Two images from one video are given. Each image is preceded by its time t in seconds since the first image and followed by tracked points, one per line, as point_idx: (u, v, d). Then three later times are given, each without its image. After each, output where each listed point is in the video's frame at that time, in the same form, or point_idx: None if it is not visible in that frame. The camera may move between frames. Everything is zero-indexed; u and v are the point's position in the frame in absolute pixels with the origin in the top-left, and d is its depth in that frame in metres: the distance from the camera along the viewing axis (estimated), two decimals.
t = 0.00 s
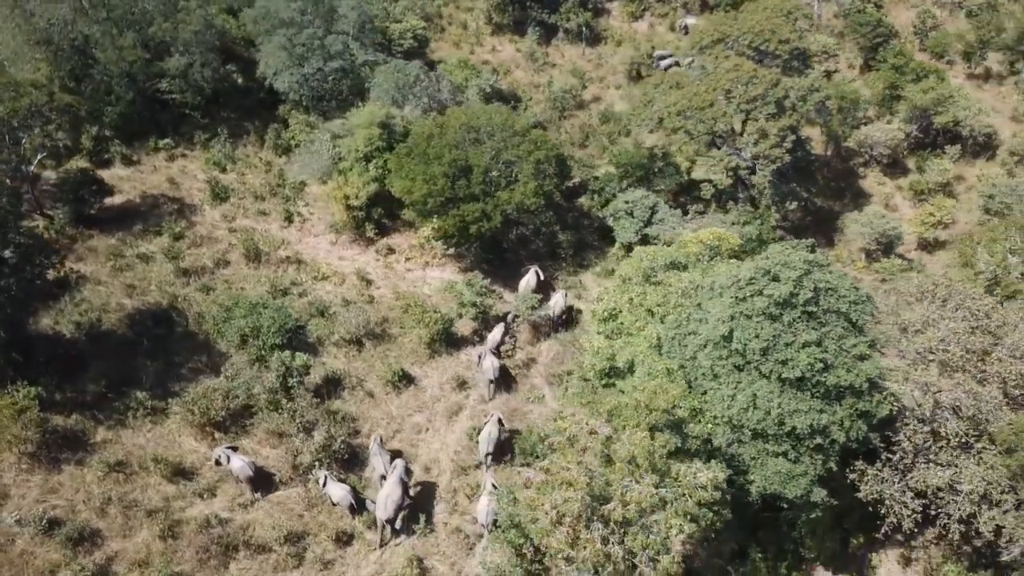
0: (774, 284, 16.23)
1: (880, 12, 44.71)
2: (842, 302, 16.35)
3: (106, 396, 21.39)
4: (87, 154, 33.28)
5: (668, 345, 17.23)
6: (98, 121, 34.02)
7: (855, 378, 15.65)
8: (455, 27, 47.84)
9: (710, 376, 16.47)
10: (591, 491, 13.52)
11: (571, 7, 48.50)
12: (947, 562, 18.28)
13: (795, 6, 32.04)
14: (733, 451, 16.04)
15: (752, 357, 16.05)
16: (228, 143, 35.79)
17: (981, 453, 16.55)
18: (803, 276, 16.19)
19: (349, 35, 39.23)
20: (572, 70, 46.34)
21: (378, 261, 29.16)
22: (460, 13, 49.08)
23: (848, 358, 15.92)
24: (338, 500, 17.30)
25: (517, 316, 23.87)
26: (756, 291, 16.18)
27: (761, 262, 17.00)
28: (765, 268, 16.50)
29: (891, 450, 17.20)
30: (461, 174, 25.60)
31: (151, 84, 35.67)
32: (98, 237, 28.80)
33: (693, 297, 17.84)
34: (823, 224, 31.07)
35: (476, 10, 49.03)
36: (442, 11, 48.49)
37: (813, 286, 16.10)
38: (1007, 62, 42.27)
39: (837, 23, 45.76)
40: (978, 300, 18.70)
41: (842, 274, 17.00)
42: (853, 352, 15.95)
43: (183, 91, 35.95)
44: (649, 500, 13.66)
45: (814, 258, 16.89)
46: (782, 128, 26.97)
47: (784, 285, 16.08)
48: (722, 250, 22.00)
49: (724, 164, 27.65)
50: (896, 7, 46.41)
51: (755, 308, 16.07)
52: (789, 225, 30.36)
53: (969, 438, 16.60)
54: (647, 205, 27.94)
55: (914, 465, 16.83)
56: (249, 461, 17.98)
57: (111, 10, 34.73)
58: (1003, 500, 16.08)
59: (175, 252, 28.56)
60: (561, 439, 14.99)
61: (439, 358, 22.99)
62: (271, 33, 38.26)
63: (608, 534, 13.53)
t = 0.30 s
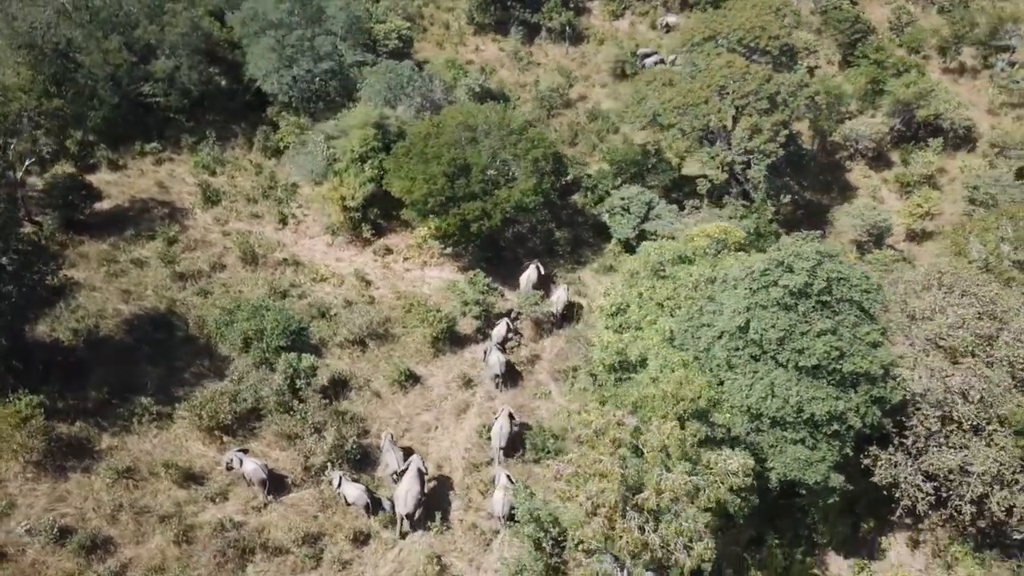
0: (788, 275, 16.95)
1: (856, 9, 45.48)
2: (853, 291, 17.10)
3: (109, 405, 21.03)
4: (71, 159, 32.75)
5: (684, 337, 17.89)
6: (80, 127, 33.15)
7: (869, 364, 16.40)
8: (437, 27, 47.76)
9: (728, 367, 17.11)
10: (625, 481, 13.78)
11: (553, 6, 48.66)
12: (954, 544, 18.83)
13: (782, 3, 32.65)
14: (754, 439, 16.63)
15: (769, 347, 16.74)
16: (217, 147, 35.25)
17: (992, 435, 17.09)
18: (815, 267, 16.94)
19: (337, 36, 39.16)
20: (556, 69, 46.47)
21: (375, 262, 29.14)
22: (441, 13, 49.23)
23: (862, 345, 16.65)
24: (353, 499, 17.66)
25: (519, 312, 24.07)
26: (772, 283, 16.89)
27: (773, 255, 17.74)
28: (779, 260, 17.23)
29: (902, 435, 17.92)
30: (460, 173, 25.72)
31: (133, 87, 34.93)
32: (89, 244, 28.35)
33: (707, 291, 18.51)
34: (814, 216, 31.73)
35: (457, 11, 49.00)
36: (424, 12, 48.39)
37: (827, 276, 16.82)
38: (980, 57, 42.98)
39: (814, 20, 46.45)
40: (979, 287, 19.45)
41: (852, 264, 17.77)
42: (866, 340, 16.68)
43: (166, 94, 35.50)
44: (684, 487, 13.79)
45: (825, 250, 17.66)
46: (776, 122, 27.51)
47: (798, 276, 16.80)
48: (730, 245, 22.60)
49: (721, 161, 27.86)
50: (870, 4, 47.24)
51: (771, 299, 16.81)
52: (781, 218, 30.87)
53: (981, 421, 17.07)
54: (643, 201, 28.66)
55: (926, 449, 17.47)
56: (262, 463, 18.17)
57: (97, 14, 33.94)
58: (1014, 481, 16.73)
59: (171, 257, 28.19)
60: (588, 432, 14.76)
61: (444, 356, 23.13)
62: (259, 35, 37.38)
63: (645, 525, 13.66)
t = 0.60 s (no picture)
0: (806, 265, 17.49)
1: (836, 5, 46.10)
2: (868, 279, 17.70)
3: (115, 411, 20.84)
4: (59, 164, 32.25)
5: (705, 328, 18.47)
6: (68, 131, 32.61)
7: (886, 350, 17.04)
8: (421, 27, 47.57)
9: (748, 356, 17.69)
10: (662, 469, 13.86)
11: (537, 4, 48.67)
12: (963, 524, 19.48)
13: None
14: (776, 426, 17.18)
15: (789, 335, 17.31)
16: (209, 150, 34.83)
17: (1007, 416, 17.63)
18: (833, 257, 17.50)
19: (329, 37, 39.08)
20: (543, 67, 46.49)
21: (377, 261, 29.14)
22: (424, 13, 48.86)
23: (878, 331, 17.28)
24: (374, 498, 17.79)
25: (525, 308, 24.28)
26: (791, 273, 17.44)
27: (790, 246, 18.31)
28: (796, 250, 17.70)
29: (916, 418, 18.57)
30: (463, 171, 25.88)
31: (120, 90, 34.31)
32: (85, 249, 27.90)
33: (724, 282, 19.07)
34: (807, 210, 32.97)
35: (440, 11, 48.80)
36: (407, 12, 48.21)
37: (845, 265, 17.38)
38: (957, 51, 43.93)
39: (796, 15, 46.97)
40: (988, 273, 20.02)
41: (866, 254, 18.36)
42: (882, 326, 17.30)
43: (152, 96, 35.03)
44: (722, 473, 13.78)
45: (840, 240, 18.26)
46: (773, 117, 28.07)
47: (816, 266, 17.37)
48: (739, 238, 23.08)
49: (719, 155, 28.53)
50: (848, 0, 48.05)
51: (791, 288, 17.37)
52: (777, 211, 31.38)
53: (996, 403, 17.58)
54: (642, 197, 28.90)
55: (940, 432, 18.15)
56: (279, 465, 18.23)
57: (85, 16, 33.61)
58: None
59: (171, 260, 27.81)
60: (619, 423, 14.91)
61: (452, 354, 23.25)
62: (251, 36, 37.25)
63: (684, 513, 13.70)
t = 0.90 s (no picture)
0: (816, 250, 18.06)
1: None
2: (875, 262, 18.33)
3: (123, 417, 20.68)
4: (36, 172, 30.73)
5: (717, 316, 19.11)
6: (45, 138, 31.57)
7: (895, 330, 17.71)
8: (394, 28, 47.41)
9: (761, 341, 18.27)
10: (698, 450, 14.41)
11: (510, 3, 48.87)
12: (963, 495, 20.30)
13: None
14: (792, 407, 17.74)
15: (802, 319, 17.88)
16: (192, 155, 34.05)
17: (1009, 388, 18.39)
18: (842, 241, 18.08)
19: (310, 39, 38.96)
20: (519, 65, 46.66)
21: (371, 262, 29.13)
22: (395, 14, 48.71)
23: (887, 311, 17.90)
24: (392, 495, 18.02)
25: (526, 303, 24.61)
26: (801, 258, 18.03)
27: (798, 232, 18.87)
28: (805, 236, 18.28)
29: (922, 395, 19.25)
30: (459, 169, 26.26)
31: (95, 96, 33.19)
32: (71, 259, 27.28)
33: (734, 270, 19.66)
34: (791, 200, 35.02)
35: (412, 12, 48.68)
36: (379, 13, 48.03)
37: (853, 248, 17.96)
38: (921, 43, 44.89)
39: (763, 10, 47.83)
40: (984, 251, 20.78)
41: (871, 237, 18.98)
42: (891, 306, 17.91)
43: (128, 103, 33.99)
44: (757, 452, 14.37)
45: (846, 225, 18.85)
46: (759, 110, 28.92)
47: (826, 251, 17.94)
48: (741, 226, 23.79)
49: (709, 147, 29.15)
50: None
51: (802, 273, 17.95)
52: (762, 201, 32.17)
53: (999, 376, 18.33)
54: (633, 190, 29.39)
55: (945, 407, 18.85)
56: (295, 466, 18.28)
57: (61, 22, 32.85)
58: None
59: (164, 266, 27.45)
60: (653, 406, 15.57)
61: (455, 350, 23.43)
62: (233, 39, 36.70)
63: (722, 490, 14.25)
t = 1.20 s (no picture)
0: (820, 235, 18.72)
1: None
2: (877, 245, 19.00)
3: (128, 424, 20.54)
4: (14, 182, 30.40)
5: (722, 304, 19.94)
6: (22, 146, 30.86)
7: (898, 310, 18.42)
8: (366, 29, 47.19)
9: (768, 325, 19.01)
10: (722, 430, 14.91)
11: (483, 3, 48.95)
12: (958, 468, 21.17)
13: None
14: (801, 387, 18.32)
15: (808, 302, 18.58)
16: (173, 160, 33.36)
17: (1005, 362, 19.22)
18: (845, 226, 18.75)
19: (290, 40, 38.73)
20: (494, 63, 46.79)
21: (364, 262, 29.17)
22: (366, 15, 48.49)
23: (890, 292, 18.59)
24: (408, 491, 18.26)
25: (524, 297, 24.93)
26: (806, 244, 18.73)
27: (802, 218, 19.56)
28: (808, 222, 18.98)
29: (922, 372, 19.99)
30: (452, 167, 26.49)
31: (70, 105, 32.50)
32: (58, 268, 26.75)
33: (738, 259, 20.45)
34: (771, 189, 36.58)
35: (385, 12, 48.54)
36: (351, 14, 47.79)
37: (856, 232, 18.65)
38: (885, 35, 45.84)
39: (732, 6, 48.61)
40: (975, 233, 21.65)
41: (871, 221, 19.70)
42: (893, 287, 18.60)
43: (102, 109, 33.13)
44: (782, 431, 14.87)
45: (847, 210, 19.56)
46: (742, 102, 29.65)
47: (830, 236, 18.62)
48: (739, 215, 24.49)
49: (696, 139, 29.84)
50: None
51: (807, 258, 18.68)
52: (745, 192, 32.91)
53: (995, 351, 19.15)
54: (622, 184, 29.79)
55: (944, 383, 19.59)
56: (308, 466, 18.42)
57: (36, 27, 31.68)
58: None
59: (157, 271, 27.12)
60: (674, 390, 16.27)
61: (455, 347, 23.65)
62: (214, 42, 36.33)
63: (750, 468, 14.85)
